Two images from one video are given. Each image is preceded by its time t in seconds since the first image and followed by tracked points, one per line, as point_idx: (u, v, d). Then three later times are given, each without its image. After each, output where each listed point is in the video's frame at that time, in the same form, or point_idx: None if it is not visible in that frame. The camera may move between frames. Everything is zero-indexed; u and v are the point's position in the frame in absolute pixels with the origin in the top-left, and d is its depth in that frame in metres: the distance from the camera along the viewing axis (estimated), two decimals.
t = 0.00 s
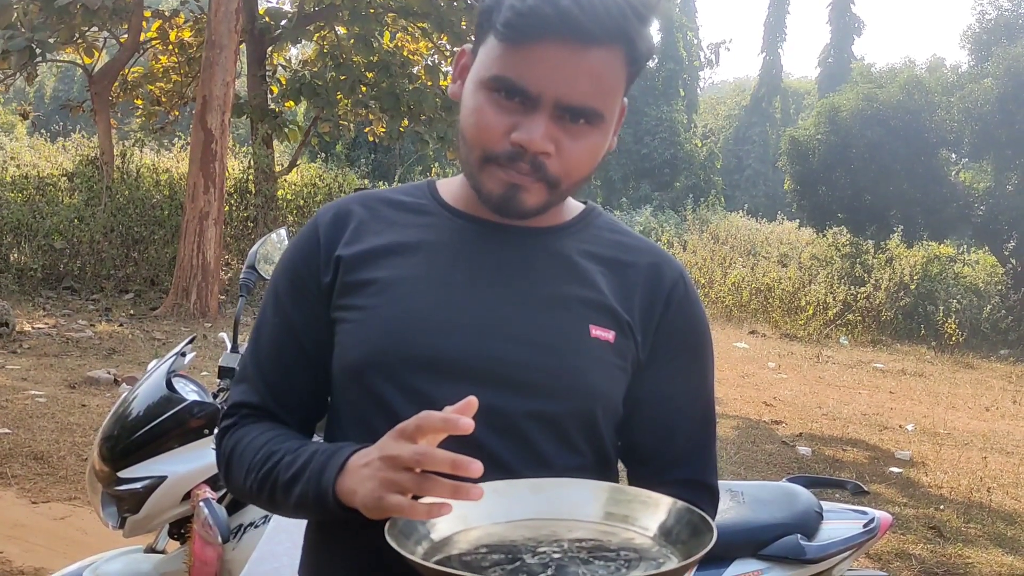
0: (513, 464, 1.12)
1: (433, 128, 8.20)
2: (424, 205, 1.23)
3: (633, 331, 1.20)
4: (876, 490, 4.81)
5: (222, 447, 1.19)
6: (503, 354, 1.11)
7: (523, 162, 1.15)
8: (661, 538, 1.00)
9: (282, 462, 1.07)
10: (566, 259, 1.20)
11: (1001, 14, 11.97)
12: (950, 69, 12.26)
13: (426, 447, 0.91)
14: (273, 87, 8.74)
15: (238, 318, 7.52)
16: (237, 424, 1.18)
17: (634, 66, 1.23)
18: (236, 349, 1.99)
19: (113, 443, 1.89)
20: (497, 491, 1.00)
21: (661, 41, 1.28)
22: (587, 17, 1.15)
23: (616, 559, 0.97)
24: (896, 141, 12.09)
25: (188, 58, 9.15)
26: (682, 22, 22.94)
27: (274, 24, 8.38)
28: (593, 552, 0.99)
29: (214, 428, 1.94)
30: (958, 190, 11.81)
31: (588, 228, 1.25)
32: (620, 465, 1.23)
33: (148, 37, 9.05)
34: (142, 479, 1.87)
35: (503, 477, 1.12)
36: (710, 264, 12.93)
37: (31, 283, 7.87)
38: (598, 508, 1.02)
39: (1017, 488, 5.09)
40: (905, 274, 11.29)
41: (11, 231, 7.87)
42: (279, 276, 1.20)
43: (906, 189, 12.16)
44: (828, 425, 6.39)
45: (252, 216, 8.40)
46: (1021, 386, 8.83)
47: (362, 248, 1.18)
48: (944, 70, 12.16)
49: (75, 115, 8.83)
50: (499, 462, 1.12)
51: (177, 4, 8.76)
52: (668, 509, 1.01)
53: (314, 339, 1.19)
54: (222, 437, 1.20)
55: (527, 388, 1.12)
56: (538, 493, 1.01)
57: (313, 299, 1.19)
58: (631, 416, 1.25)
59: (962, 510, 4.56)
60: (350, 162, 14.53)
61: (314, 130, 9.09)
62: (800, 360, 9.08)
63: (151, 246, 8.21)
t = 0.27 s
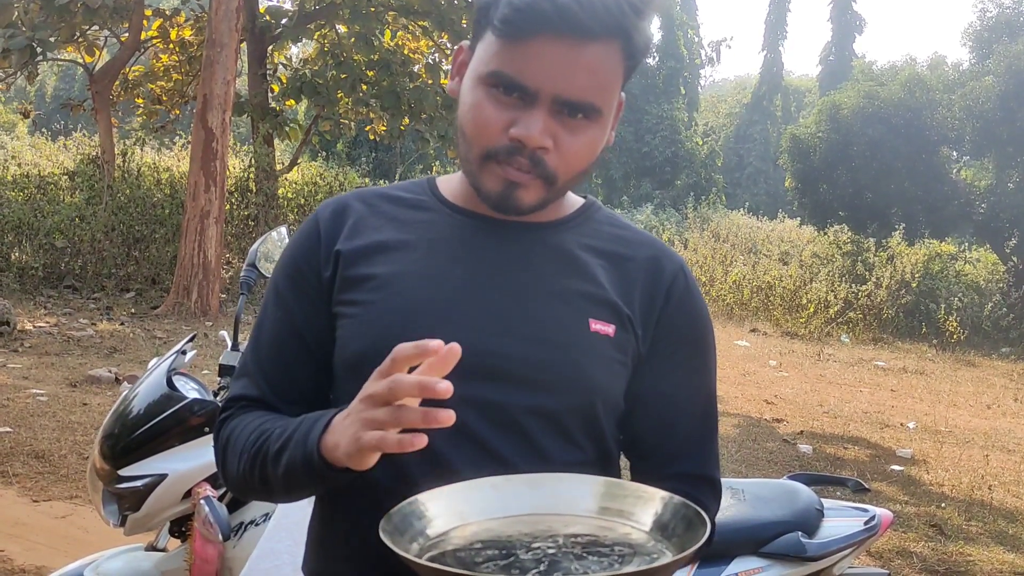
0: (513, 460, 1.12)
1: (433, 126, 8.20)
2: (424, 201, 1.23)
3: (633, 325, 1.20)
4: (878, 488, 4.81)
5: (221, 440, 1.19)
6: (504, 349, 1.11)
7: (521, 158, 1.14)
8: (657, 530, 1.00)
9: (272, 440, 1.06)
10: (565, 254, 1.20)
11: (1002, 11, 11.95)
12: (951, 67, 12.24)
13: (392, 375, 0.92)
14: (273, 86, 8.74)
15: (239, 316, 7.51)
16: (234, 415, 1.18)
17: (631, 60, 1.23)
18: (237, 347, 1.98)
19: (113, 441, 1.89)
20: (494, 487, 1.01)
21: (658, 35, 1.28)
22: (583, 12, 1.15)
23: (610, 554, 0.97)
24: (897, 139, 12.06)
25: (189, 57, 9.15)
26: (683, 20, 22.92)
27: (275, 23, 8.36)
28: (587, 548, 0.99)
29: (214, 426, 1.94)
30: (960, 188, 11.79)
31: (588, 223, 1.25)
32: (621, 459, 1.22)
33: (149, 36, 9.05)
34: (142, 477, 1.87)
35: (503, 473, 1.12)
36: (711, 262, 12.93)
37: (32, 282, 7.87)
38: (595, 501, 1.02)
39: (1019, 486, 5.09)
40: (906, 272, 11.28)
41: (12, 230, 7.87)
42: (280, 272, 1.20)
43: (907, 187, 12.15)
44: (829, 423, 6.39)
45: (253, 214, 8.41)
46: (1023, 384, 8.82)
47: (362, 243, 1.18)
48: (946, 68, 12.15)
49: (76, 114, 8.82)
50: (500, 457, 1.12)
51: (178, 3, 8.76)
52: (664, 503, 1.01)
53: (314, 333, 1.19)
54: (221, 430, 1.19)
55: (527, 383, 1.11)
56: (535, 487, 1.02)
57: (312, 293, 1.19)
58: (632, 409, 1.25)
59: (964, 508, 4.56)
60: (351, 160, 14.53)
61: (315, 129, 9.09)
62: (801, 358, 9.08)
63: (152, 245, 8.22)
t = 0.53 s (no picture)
0: (511, 459, 1.12)
1: (434, 126, 8.20)
2: (424, 199, 1.23)
3: (632, 323, 1.20)
4: (878, 487, 4.80)
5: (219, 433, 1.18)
6: (503, 348, 1.11)
7: (521, 155, 1.14)
8: (655, 528, 1.00)
9: (262, 424, 1.06)
10: (565, 252, 1.20)
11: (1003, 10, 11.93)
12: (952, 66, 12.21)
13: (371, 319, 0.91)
14: (274, 86, 8.75)
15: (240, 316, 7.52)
16: (230, 408, 1.17)
17: (630, 58, 1.23)
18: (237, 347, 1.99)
19: (113, 441, 1.89)
20: (491, 486, 1.01)
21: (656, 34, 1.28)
22: (581, 8, 1.15)
23: (606, 553, 0.97)
24: (898, 138, 12.05)
25: (190, 57, 9.15)
26: (683, 19, 22.89)
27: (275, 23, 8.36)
28: (584, 546, 0.98)
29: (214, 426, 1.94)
30: (961, 186, 11.78)
31: (587, 221, 1.25)
32: (621, 458, 1.22)
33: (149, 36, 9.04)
34: (142, 476, 1.87)
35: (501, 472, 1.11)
36: (712, 261, 12.92)
37: (33, 283, 7.88)
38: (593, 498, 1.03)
39: (1019, 485, 5.09)
40: (906, 271, 11.26)
41: (13, 231, 7.87)
42: (280, 268, 1.20)
43: (908, 186, 12.14)
44: (830, 422, 6.38)
45: (254, 214, 8.41)
46: None
47: (361, 240, 1.18)
48: (946, 67, 12.13)
49: (76, 114, 8.81)
50: (498, 456, 1.11)
51: (178, 3, 8.75)
52: (662, 501, 1.01)
53: (314, 330, 1.19)
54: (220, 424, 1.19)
55: (526, 381, 1.12)
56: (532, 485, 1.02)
57: (313, 290, 1.19)
58: (632, 407, 1.25)
59: (964, 507, 4.55)
60: (351, 160, 14.52)
61: (315, 128, 9.09)
62: (802, 357, 9.07)
63: (153, 245, 8.22)
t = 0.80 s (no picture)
0: (511, 459, 1.12)
1: (435, 126, 8.22)
2: (424, 199, 1.23)
3: (631, 323, 1.20)
4: (879, 486, 4.80)
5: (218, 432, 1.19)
6: (503, 348, 1.12)
7: (521, 155, 1.14)
8: (654, 529, 1.00)
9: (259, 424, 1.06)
10: (564, 252, 1.20)
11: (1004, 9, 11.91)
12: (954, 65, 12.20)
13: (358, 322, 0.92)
14: (275, 86, 8.78)
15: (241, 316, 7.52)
16: (230, 408, 1.17)
17: (632, 57, 1.23)
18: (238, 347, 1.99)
19: (113, 441, 1.89)
20: (491, 486, 1.01)
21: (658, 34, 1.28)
22: (583, 8, 1.15)
23: (608, 552, 0.97)
24: (899, 137, 12.05)
25: (191, 57, 9.15)
26: (684, 19, 22.89)
27: (276, 23, 8.37)
28: (585, 545, 0.98)
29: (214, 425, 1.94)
30: (962, 186, 11.78)
31: (587, 221, 1.25)
32: (621, 458, 1.22)
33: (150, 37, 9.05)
34: (142, 476, 1.88)
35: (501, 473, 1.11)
36: (714, 261, 12.92)
37: (35, 283, 7.89)
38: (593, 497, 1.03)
39: (1021, 485, 5.08)
40: (908, 271, 11.24)
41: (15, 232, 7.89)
42: (280, 268, 1.21)
43: (909, 185, 12.13)
44: (831, 422, 6.38)
45: (255, 215, 8.42)
46: None
47: (361, 239, 1.18)
48: (948, 66, 12.12)
49: (78, 114, 8.81)
50: (498, 456, 1.11)
51: (179, 3, 8.76)
52: (663, 502, 1.01)
53: (314, 329, 1.19)
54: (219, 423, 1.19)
55: (526, 381, 1.12)
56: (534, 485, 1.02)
57: (313, 289, 1.19)
58: (630, 407, 1.25)
59: (965, 506, 4.55)
60: (352, 160, 14.53)
61: (316, 129, 9.10)
62: (803, 357, 9.07)
63: (155, 245, 8.23)
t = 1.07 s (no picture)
0: (504, 459, 1.12)
1: (434, 126, 8.23)
2: (419, 198, 1.23)
3: (626, 323, 1.20)
4: (878, 486, 4.81)
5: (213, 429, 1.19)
6: (497, 346, 1.12)
7: (514, 152, 1.14)
8: (648, 529, 1.00)
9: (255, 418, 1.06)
10: (558, 252, 1.20)
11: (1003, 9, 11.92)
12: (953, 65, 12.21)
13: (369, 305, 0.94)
14: (274, 86, 8.79)
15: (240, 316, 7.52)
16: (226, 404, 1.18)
17: (628, 58, 1.23)
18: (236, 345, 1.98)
19: (112, 441, 1.90)
20: (484, 486, 1.01)
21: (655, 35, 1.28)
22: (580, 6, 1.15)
23: (601, 553, 0.97)
24: (899, 137, 12.08)
25: (190, 57, 9.16)
26: (683, 19, 22.89)
27: (276, 24, 8.38)
28: (578, 546, 0.99)
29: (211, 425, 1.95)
30: (961, 186, 11.79)
31: (581, 221, 1.25)
32: (615, 458, 1.22)
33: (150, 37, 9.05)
34: (140, 476, 1.88)
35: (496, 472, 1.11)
36: (713, 261, 12.92)
37: (34, 284, 7.90)
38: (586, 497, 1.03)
39: (1019, 484, 5.08)
40: (907, 271, 11.19)
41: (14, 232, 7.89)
42: (276, 266, 1.21)
43: (908, 185, 12.14)
44: (830, 422, 6.38)
45: (254, 215, 8.42)
46: None
47: (357, 237, 1.18)
48: (947, 66, 12.14)
49: (77, 114, 8.79)
50: (491, 455, 1.11)
51: (178, 3, 8.76)
52: (657, 502, 1.01)
53: (309, 327, 1.20)
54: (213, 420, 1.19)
55: (519, 381, 1.12)
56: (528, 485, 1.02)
57: (308, 286, 1.19)
58: (625, 407, 1.25)
59: (964, 506, 4.55)
60: (352, 161, 14.52)
61: (315, 129, 9.10)
62: (802, 357, 9.07)
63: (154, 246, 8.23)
